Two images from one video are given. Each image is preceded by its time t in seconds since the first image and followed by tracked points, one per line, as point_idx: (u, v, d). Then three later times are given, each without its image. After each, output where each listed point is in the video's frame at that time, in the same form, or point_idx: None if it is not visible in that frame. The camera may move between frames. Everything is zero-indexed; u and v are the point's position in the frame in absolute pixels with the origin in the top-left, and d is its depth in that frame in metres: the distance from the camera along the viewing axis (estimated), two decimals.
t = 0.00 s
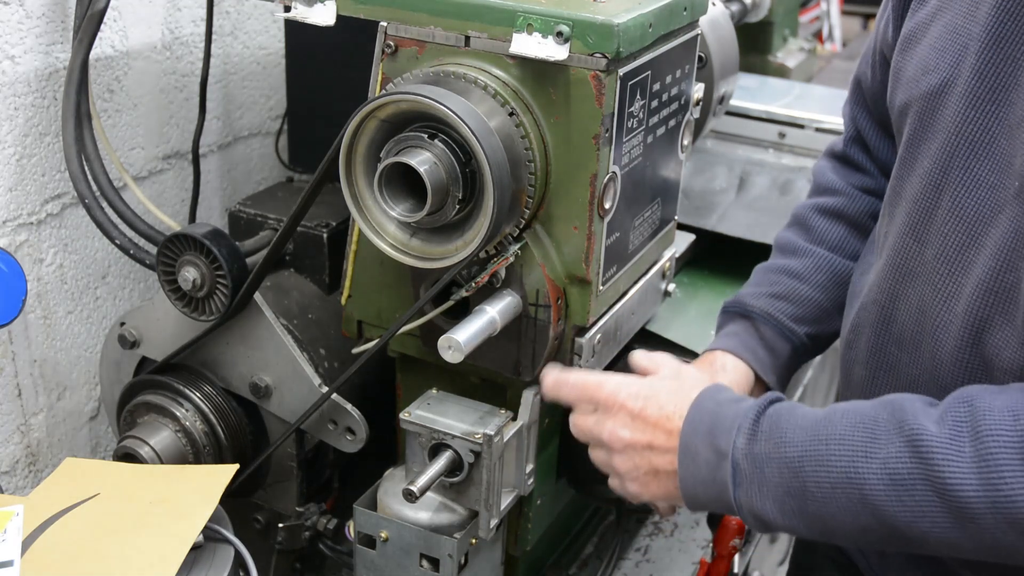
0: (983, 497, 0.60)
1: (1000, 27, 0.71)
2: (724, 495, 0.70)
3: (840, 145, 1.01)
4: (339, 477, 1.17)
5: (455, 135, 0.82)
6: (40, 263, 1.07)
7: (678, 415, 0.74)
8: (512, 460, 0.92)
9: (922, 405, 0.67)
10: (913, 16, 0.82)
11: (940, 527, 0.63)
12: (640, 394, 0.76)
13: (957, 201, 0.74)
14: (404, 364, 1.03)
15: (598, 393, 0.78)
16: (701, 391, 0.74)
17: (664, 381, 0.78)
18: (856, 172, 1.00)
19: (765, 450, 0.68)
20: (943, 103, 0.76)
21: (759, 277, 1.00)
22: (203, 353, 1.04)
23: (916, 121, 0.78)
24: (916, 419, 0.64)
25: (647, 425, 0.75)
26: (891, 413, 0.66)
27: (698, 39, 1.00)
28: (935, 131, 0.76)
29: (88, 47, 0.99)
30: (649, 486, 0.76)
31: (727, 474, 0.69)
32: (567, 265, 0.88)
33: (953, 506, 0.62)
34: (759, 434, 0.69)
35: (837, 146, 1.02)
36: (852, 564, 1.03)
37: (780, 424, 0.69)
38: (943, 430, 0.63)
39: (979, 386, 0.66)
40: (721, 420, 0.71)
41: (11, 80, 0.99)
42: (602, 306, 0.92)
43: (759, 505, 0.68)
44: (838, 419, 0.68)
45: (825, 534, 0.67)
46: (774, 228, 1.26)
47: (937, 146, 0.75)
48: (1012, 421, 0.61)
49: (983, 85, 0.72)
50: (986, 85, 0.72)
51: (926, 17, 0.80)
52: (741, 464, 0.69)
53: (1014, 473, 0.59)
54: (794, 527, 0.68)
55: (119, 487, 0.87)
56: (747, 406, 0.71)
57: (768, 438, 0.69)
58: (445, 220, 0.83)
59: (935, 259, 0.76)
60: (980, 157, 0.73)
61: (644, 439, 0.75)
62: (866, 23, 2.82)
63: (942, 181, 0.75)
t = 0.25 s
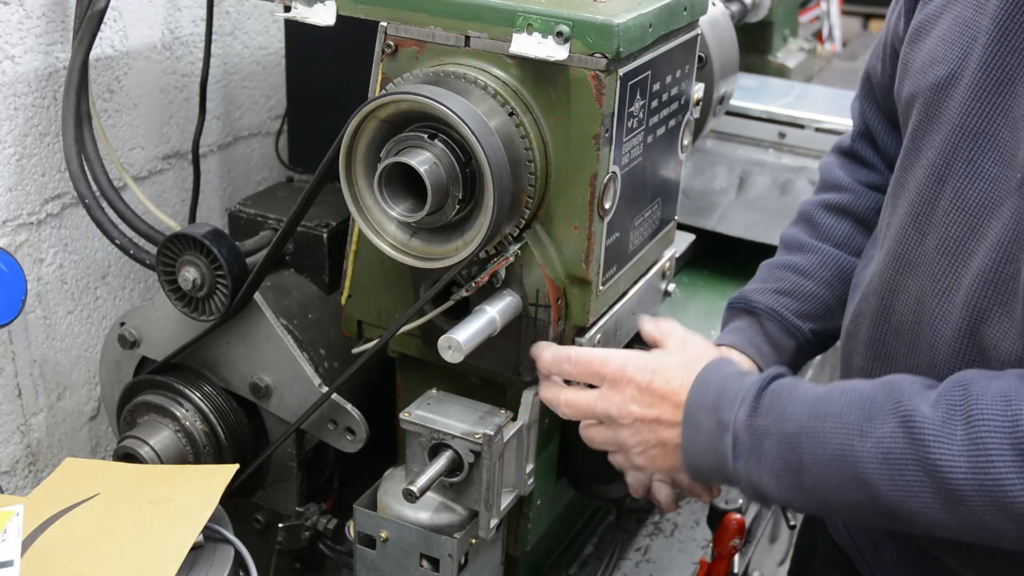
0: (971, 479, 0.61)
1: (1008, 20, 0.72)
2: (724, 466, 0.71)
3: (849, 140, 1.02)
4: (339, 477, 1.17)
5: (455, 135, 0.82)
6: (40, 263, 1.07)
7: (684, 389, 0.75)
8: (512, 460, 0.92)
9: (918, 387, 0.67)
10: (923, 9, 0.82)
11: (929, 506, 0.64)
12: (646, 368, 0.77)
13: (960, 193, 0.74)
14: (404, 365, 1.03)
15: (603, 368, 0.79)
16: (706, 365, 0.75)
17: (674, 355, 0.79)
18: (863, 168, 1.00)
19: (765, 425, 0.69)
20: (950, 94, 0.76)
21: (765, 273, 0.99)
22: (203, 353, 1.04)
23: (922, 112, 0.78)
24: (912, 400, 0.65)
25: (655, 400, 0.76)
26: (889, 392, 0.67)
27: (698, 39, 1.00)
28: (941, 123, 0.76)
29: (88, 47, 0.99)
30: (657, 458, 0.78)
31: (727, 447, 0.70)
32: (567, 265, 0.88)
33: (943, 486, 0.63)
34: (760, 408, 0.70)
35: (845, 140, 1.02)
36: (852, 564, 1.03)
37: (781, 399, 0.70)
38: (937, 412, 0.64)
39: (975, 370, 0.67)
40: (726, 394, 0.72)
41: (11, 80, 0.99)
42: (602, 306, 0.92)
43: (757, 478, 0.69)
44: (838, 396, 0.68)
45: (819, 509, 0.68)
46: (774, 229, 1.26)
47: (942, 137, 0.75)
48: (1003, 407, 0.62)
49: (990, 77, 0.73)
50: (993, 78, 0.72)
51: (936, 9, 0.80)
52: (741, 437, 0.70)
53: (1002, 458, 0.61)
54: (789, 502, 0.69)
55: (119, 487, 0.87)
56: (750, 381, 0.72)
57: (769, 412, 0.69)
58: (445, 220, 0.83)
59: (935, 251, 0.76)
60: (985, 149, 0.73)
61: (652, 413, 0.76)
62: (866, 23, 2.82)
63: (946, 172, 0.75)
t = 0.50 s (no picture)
0: (976, 461, 0.63)
1: (1011, 16, 0.71)
2: (737, 443, 0.72)
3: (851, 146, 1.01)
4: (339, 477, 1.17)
5: (455, 135, 0.82)
6: (40, 263, 1.07)
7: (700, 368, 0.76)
8: (512, 460, 0.92)
9: (930, 372, 0.69)
10: (925, 7, 0.82)
11: (934, 487, 0.65)
12: (663, 347, 0.77)
13: (964, 190, 0.74)
14: (404, 365, 1.03)
15: (619, 350, 0.78)
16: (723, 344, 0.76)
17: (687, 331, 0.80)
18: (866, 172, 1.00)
19: (779, 403, 0.71)
20: (954, 91, 0.76)
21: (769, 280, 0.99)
22: (203, 353, 1.04)
23: (926, 109, 0.78)
24: (922, 383, 0.67)
25: (673, 378, 0.77)
26: (901, 374, 0.69)
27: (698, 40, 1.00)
28: (945, 121, 0.76)
29: (88, 47, 0.98)
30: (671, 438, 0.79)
31: (741, 421, 0.72)
32: (567, 265, 0.88)
33: (948, 468, 0.64)
34: (774, 385, 0.72)
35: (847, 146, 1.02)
36: (852, 563, 1.03)
37: (794, 377, 0.71)
38: (946, 395, 0.65)
39: (989, 355, 0.68)
40: (743, 370, 0.73)
41: (11, 80, 0.99)
42: (602, 306, 0.92)
43: (768, 455, 0.71)
44: (850, 376, 0.70)
45: (827, 488, 0.70)
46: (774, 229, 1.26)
47: (947, 135, 0.75)
48: (1012, 391, 0.63)
49: (994, 75, 0.72)
50: (997, 75, 0.72)
51: (939, 6, 0.80)
52: (753, 414, 0.72)
53: (1008, 443, 0.62)
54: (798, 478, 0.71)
55: (119, 487, 0.87)
56: (766, 359, 0.74)
57: (782, 390, 0.71)
58: (445, 220, 0.83)
59: (940, 247, 0.76)
60: (989, 145, 0.73)
61: (670, 393, 0.77)
62: (866, 23, 2.82)
63: (951, 169, 0.75)
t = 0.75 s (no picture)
0: (983, 462, 0.62)
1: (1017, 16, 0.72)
2: (730, 455, 0.71)
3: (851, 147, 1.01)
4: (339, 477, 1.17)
5: (455, 135, 0.82)
6: (40, 263, 1.07)
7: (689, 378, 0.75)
8: (512, 460, 0.92)
9: (929, 374, 0.68)
10: (931, 7, 0.82)
11: (939, 490, 0.64)
12: (650, 355, 0.76)
13: (971, 189, 0.74)
14: (404, 365, 1.03)
15: (605, 358, 0.77)
16: (712, 354, 0.75)
17: (675, 339, 0.79)
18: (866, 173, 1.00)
19: (775, 409, 0.70)
20: (961, 91, 0.76)
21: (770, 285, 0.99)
22: (203, 353, 1.04)
23: (932, 109, 0.78)
24: (923, 385, 0.66)
25: (659, 387, 0.76)
26: (900, 378, 0.68)
27: (698, 39, 1.00)
28: (952, 120, 0.77)
29: (88, 46, 0.98)
30: (657, 448, 0.78)
31: (736, 429, 0.71)
32: (567, 265, 0.88)
33: (953, 470, 0.63)
34: (769, 393, 0.71)
35: (846, 147, 1.02)
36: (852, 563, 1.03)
37: (790, 385, 0.70)
38: (948, 397, 0.65)
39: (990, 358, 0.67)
40: (736, 378, 0.72)
41: (11, 80, 0.99)
42: (602, 306, 0.92)
43: (765, 464, 0.70)
44: (848, 381, 0.69)
45: (827, 496, 0.69)
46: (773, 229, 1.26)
47: (952, 135, 0.76)
48: (1017, 391, 0.63)
49: (1000, 74, 0.73)
50: (1004, 74, 0.73)
51: (945, 7, 0.80)
52: (749, 422, 0.70)
53: (1016, 441, 0.61)
54: (797, 490, 0.70)
55: (119, 487, 0.87)
56: (759, 368, 0.73)
57: (778, 396, 0.70)
58: (445, 220, 0.83)
59: (947, 247, 0.77)
60: (996, 145, 0.73)
61: (657, 402, 0.76)
62: (866, 23, 2.82)
63: (957, 168, 0.75)
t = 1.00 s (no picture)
0: (961, 435, 0.60)
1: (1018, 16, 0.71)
2: (721, 417, 0.70)
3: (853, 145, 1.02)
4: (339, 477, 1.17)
5: (455, 135, 0.82)
6: (40, 263, 1.07)
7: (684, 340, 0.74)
8: (512, 460, 0.92)
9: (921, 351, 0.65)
10: (931, 8, 0.82)
11: (917, 461, 0.62)
12: (652, 315, 0.76)
13: (972, 190, 0.74)
14: (404, 365, 1.03)
15: (608, 315, 0.77)
16: (710, 321, 0.74)
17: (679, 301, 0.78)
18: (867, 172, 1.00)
19: (760, 374, 0.68)
20: (961, 92, 0.76)
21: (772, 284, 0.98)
22: (203, 353, 1.04)
23: (933, 110, 0.78)
24: (910, 357, 0.64)
25: (655, 347, 0.75)
26: (888, 349, 0.66)
27: (698, 39, 1.00)
28: (953, 121, 0.76)
29: (88, 46, 0.98)
30: (653, 405, 0.78)
31: (722, 391, 0.69)
32: (567, 265, 0.88)
33: (931, 442, 0.61)
34: (758, 358, 0.69)
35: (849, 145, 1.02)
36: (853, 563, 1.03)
37: (780, 350, 0.69)
38: (934, 369, 0.62)
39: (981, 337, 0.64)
40: (728, 343, 0.71)
41: (11, 80, 0.99)
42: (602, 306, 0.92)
43: (750, 428, 0.68)
44: (837, 350, 0.67)
45: (812, 463, 0.67)
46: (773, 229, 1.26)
47: (953, 136, 0.75)
48: (1000, 367, 0.60)
49: (1001, 75, 0.72)
50: (1005, 76, 0.72)
51: (946, 7, 0.80)
52: (738, 385, 0.69)
53: (993, 415, 0.59)
54: (780, 454, 0.68)
55: (119, 487, 0.87)
56: (752, 335, 0.71)
57: (768, 362, 0.68)
58: (445, 220, 0.83)
59: (948, 248, 0.76)
60: (997, 146, 0.73)
61: (652, 360, 0.76)
62: (866, 23, 2.82)
63: (958, 169, 0.75)
